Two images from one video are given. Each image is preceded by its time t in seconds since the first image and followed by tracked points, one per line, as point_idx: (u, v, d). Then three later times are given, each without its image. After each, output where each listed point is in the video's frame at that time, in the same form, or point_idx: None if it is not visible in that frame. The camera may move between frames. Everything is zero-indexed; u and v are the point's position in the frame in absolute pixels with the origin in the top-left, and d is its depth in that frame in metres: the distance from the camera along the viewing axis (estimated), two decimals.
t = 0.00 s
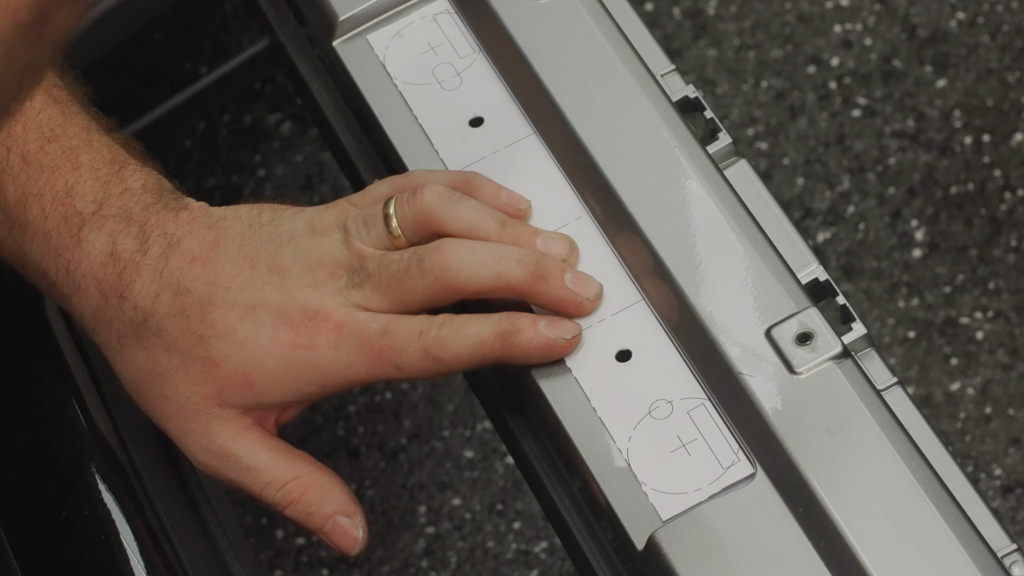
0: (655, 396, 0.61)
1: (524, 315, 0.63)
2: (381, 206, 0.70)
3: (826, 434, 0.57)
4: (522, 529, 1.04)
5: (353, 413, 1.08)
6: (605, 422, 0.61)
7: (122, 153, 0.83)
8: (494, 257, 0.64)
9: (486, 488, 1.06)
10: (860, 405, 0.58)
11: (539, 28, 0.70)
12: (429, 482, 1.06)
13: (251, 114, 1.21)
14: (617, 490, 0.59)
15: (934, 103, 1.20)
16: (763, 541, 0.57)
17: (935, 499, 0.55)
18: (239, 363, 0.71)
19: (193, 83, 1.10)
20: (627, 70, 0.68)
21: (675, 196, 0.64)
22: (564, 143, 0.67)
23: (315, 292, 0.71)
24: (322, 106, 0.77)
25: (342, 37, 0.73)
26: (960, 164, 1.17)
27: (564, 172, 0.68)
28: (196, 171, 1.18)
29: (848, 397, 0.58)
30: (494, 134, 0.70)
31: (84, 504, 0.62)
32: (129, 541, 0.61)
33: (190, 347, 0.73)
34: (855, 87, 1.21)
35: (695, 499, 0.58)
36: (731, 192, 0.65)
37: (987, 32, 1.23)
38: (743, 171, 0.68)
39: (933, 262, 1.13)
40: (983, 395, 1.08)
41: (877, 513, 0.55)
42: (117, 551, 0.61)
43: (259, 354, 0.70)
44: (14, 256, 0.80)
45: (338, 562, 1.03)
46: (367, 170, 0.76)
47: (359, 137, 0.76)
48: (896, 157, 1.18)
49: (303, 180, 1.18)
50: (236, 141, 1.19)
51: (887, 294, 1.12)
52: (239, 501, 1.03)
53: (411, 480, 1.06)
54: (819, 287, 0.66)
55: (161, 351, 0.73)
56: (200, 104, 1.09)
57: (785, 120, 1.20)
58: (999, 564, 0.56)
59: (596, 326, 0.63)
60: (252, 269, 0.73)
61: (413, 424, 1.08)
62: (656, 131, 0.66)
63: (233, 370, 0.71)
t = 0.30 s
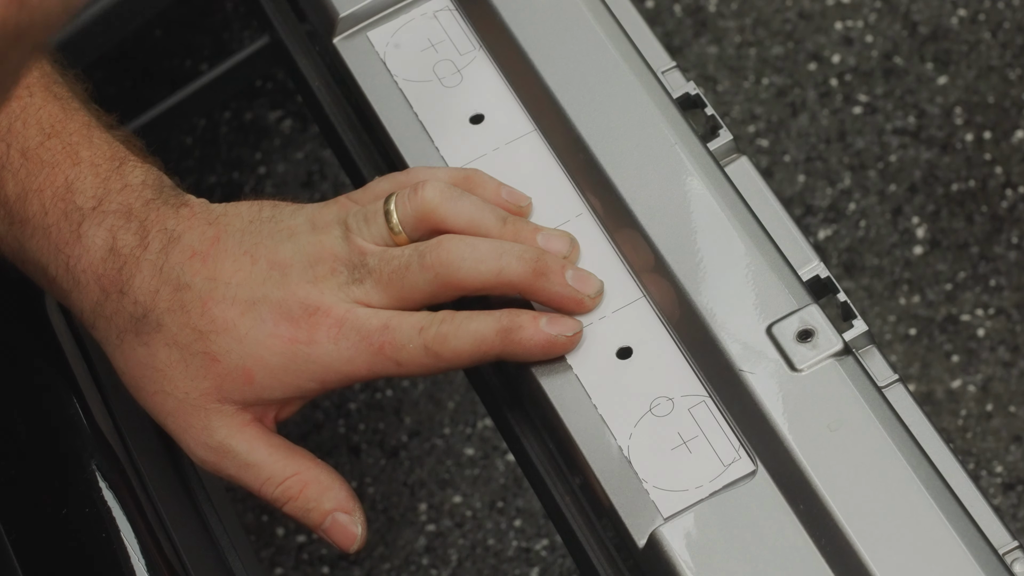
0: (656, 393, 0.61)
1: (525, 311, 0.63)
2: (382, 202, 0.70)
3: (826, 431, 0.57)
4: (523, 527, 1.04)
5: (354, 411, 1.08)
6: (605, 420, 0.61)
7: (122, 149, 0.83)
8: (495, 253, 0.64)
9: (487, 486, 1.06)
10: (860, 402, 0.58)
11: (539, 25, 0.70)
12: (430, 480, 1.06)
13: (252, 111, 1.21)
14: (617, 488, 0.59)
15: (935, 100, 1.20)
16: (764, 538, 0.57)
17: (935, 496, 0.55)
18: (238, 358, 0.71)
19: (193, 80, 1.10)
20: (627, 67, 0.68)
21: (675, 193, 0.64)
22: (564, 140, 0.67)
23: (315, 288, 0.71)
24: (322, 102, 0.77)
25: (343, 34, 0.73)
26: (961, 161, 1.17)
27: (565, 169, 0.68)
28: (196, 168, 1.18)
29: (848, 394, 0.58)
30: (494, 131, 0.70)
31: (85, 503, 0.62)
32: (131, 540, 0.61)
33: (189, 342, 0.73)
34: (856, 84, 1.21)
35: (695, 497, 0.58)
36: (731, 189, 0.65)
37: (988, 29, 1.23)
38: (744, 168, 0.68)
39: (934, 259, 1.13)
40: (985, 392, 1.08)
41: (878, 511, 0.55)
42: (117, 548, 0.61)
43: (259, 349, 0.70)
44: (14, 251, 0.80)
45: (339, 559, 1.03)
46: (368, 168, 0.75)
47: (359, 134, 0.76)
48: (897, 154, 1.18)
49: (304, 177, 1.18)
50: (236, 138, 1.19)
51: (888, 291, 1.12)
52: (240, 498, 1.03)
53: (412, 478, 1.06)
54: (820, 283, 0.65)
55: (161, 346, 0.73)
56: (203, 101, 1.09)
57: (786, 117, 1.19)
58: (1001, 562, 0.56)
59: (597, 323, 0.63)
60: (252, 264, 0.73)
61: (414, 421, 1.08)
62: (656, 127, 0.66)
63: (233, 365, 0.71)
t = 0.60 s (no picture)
0: (655, 393, 0.61)
1: (524, 311, 0.63)
2: (381, 202, 0.70)
3: (825, 431, 0.57)
4: (522, 526, 1.04)
5: (354, 410, 1.08)
6: (604, 420, 0.61)
7: (121, 148, 0.84)
8: (495, 252, 0.64)
9: (487, 485, 1.06)
10: (859, 402, 0.58)
11: (539, 25, 0.70)
12: (430, 479, 1.06)
13: (252, 109, 1.21)
14: (616, 488, 0.59)
15: (936, 98, 1.20)
16: (763, 538, 0.57)
17: (935, 497, 0.55)
18: (237, 356, 0.71)
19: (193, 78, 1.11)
20: (626, 66, 0.68)
21: (674, 193, 0.64)
22: (563, 140, 0.67)
23: (314, 287, 0.71)
24: (321, 100, 0.77)
25: (343, 33, 0.73)
26: (961, 160, 1.17)
27: (564, 168, 0.68)
28: (196, 166, 1.18)
29: (847, 394, 0.58)
30: (493, 130, 0.70)
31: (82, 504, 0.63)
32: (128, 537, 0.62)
33: (187, 341, 0.72)
34: (856, 82, 1.21)
35: (695, 497, 0.58)
36: (730, 189, 0.64)
37: (988, 27, 1.23)
38: (743, 168, 0.68)
39: (934, 257, 1.13)
40: (985, 391, 1.08)
41: (877, 511, 0.55)
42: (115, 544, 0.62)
43: (257, 348, 0.70)
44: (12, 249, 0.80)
45: (338, 558, 1.03)
46: (367, 166, 0.75)
47: (358, 132, 0.75)
48: (897, 153, 1.17)
49: (304, 175, 1.18)
50: (236, 136, 1.19)
51: (888, 290, 1.11)
52: (239, 497, 1.03)
53: (411, 476, 1.06)
54: (819, 283, 0.65)
55: (159, 345, 0.73)
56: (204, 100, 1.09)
57: (786, 116, 1.19)
58: (1000, 563, 0.56)
59: (596, 323, 0.63)
60: (251, 264, 0.73)
61: (414, 420, 1.08)
62: (655, 127, 0.66)
63: (232, 364, 0.71)
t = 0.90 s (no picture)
0: (655, 396, 0.61)
1: (524, 314, 0.63)
2: (381, 205, 0.70)
3: (826, 435, 0.57)
4: (521, 527, 1.04)
5: (352, 411, 1.08)
6: (604, 423, 0.60)
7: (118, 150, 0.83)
8: (495, 256, 0.64)
9: (486, 486, 1.06)
10: (860, 405, 0.58)
11: (539, 27, 0.70)
12: (429, 480, 1.06)
13: (251, 110, 1.20)
14: (616, 491, 0.59)
15: (935, 99, 1.20)
16: (763, 541, 0.57)
17: (935, 500, 0.55)
18: (239, 363, 0.70)
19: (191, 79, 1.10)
20: (626, 69, 0.68)
21: (674, 197, 0.64)
22: (564, 143, 0.67)
23: (315, 292, 0.70)
24: (320, 102, 0.76)
25: (342, 35, 0.73)
26: (961, 161, 1.17)
27: (564, 171, 0.68)
28: (194, 166, 1.18)
29: (848, 397, 0.58)
30: (493, 132, 0.69)
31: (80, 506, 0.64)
32: (126, 541, 0.63)
33: (189, 349, 0.72)
34: (856, 83, 1.21)
35: (695, 500, 0.58)
36: (731, 192, 0.64)
37: (988, 28, 1.23)
38: (743, 170, 0.68)
39: (934, 258, 1.13)
40: (984, 392, 1.08)
41: (877, 514, 0.55)
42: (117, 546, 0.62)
43: (259, 354, 0.70)
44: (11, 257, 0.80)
45: (337, 559, 1.03)
46: (367, 168, 0.75)
47: (358, 134, 0.75)
48: (896, 154, 1.17)
49: (303, 176, 1.18)
50: (235, 136, 1.19)
51: (887, 291, 1.11)
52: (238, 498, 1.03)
53: (410, 478, 1.06)
54: (819, 286, 0.65)
55: (161, 353, 0.73)
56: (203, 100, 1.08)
57: (786, 117, 1.19)
58: (1000, 566, 0.56)
59: (596, 326, 0.63)
60: (251, 269, 0.73)
61: (413, 421, 1.08)
62: (655, 129, 0.66)
63: (234, 370, 0.70)
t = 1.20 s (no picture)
0: (652, 401, 0.61)
1: (521, 318, 0.63)
2: (379, 209, 0.70)
3: (823, 440, 0.57)
4: (519, 533, 1.04)
5: (350, 416, 1.08)
6: (601, 428, 0.60)
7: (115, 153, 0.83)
8: (492, 260, 0.64)
9: (484, 491, 1.05)
10: (857, 410, 0.58)
11: (537, 32, 0.70)
12: (427, 485, 1.06)
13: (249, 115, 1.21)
14: (614, 496, 0.59)
15: (933, 105, 1.20)
16: (760, 547, 0.57)
17: (932, 506, 0.55)
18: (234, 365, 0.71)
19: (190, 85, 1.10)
20: (623, 74, 0.68)
21: (671, 201, 0.64)
22: (560, 147, 0.67)
23: (310, 295, 0.70)
24: (318, 108, 0.76)
25: (340, 41, 0.73)
26: (959, 167, 1.17)
27: (561, 176, 0.68)
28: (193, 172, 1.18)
29: (844, 402, 0.58)
30: (491, 137, 0.69)
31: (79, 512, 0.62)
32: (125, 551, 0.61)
33: (184, 350, 0.73)
34: (854, 89, 1.21)
35: (692, 505, 0.58)
36: (727, 197, 0.64)
37: (986, 34, 1.23)
38: (740, 176, 0.68)
39: (932, 264, 1.13)
40: (982, 398, 1.08)
41: (874, 520, 0.55)
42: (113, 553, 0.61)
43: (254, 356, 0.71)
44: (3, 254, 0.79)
45: (335, 565, 1.03)
46: (364, 174, 0.75)
47: (356, 139, 0.75)
48: (895, 160, 1.17)
49: (301, 182, 1.18)
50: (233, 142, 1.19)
51: (886, 297, 1.11)
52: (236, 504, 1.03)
53: (408, 483, 1.06)
54: (816, 291, 0.65)
55: (157, 354, 0.73)
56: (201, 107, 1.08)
57: (784, 123, 1.19)
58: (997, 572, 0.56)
59: (593, 331, 0.63)
60: (247, 271, 0.73)
61: (411, 427, 1.08)
62: (652, 134, 0.66)
63: (230, 372, 0.71)
